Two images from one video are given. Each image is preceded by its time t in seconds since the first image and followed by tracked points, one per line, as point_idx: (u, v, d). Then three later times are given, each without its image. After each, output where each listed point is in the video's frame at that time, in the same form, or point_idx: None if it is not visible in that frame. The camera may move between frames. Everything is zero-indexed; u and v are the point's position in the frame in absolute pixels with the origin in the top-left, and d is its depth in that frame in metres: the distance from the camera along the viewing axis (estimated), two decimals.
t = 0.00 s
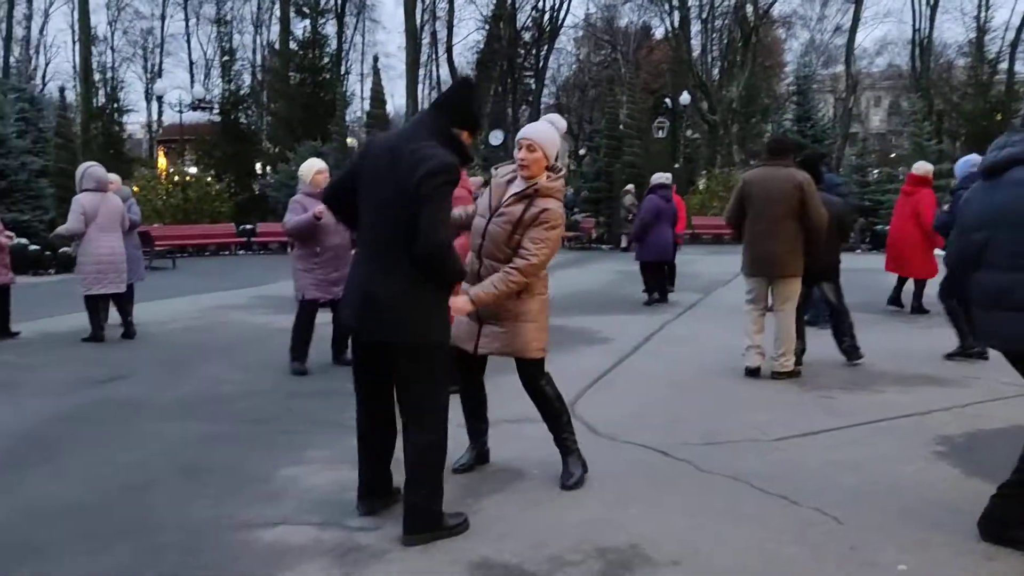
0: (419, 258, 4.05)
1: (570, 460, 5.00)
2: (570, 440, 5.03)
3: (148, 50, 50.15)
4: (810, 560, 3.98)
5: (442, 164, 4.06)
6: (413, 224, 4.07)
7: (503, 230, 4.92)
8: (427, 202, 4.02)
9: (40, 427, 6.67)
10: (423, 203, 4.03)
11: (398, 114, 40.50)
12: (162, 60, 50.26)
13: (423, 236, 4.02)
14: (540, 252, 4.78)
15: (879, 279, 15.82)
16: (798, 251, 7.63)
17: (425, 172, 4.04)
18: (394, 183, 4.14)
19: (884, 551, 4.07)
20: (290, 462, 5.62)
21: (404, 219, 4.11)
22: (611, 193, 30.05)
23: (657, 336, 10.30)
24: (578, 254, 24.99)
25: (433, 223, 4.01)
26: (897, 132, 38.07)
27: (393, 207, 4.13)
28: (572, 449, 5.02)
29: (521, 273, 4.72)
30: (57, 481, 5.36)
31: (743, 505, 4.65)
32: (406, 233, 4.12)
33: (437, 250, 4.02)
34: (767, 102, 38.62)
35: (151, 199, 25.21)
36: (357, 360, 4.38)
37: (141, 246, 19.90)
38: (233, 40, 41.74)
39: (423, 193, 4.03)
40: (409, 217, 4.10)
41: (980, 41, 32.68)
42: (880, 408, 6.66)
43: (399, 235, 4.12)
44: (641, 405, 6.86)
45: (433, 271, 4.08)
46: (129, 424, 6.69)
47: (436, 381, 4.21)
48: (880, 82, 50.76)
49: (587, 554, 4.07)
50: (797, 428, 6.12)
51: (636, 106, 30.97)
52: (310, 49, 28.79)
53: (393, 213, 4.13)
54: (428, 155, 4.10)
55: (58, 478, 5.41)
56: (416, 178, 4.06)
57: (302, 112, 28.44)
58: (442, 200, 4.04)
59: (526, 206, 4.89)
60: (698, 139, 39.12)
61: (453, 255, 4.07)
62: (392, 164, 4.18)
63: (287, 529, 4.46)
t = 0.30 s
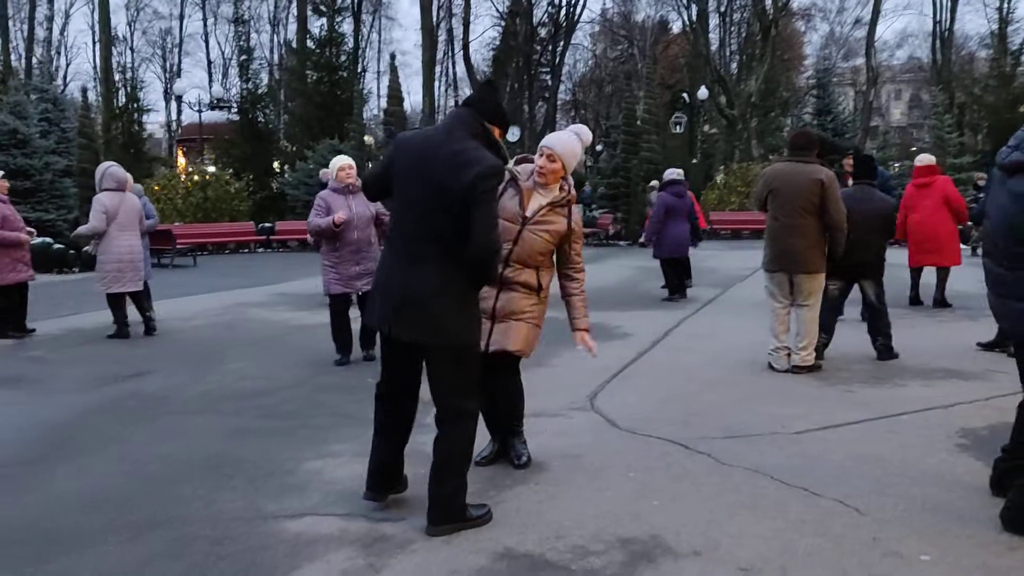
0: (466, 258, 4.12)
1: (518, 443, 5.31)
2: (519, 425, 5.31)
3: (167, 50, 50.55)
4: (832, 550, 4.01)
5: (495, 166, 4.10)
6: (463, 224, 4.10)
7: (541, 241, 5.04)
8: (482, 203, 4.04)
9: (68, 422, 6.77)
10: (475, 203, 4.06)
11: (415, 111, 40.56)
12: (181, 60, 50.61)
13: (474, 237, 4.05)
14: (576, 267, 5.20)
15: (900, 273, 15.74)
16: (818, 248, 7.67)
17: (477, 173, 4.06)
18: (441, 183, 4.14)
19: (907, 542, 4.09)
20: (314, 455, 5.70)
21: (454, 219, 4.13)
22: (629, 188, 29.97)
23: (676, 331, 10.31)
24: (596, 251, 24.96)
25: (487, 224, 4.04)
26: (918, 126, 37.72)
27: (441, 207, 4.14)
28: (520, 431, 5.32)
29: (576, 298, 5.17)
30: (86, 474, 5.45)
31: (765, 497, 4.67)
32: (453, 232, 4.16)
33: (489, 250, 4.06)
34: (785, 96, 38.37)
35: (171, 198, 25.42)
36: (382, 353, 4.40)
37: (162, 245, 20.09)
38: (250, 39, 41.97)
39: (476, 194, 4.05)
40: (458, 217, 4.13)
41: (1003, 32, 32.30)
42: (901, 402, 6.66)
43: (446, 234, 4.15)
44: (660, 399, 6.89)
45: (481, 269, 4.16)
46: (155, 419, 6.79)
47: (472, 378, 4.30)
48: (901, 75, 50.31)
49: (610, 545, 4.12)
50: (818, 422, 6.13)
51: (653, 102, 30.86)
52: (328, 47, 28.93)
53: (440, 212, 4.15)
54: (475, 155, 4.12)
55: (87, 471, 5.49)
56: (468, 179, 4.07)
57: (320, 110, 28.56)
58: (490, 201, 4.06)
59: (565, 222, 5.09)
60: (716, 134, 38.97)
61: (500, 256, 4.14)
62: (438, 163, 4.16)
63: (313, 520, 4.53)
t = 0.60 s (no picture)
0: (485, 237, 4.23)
1: (593, 444, 5.08)
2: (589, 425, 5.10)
3: (183, 48, 50.89)
4: (846, 547, 4.02)
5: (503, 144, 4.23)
6: (480, 207, 4.19)
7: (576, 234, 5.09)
8: (493, 179, 4.17)
9: (86, 417, 6.86)
10: (485, 181, 4.17)
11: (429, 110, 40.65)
12: (197, 58, 50.92)
13: (490, 215, 4.16)
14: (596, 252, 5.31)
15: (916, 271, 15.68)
16: (830, 241, 7.70)
17: (487, 156, 4.17)
18: (452, 169, 4.19)
19: (921, 539, 4.09)
20: (330, 451, 5.75)
21: (468, 202, 4.21)
22: (642, 186, 29.93)
23: (690, 329, 10.30)
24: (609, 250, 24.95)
25: (500, 201, 4.17)
26: (934, 124, 37.48)
27: (454, 193, 4.20)
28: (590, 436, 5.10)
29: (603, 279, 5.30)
30: (105, 468, 5.52)
31: (780, 493, 4.68)
32: (466, 218, 4.22)
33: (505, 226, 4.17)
34: (800, 94, 38.21)
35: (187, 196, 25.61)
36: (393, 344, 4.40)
37: (178, 242, 20.24)
38: (266, 38, 42.19)
39: (486, 172, 4.17)
40: (469, 201, 4.22)
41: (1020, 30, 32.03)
42: (917, 400, 6.64)
43: (459, 220, 4.21)
44: (674, 396, 6.90)
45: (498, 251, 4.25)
46: (172, 415, 6.86)
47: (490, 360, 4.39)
48: (917, 72, 49.99)
49: (625, 540, 4.14)
50: (833, 419, 6.13)
51: (667, 100, 30.81)
52: (344, 45, 29.09)
53: (452, 198, 4.20)
54: (480, 135, 4.23)
55: (106, 466, 5.56)
56: (478, 160, 4.17)
57: (335, 109, 28.67)
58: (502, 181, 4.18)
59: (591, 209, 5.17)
60: (731, 133, 38.85)
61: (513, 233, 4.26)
62: (446, 149, 4.20)
63: (330, 515, 4.57)
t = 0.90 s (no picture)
0: (468, 237, 4.20)
1: (632, 456, 4.96)
2: (639, 434, 4.99)
3: (198, 47, 51.18)
4: (861, 548, 3.97)
5: (479, 144, 4.22)
6: (461, 210, 4.17)
7: (622, 211, 4.90)
8: (472, 179, 4.17)
9: (100, 415, 6.90)
10: (464, 180, 4.17)
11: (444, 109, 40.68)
12: (212, 57, 51.20)
13: (473, 215, 4.15)
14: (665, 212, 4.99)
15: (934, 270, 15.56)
16: (835, 243, 7.69)
17: (460, 155, 4.17)
18: (433, 177, 4.18)
19: (938, 539, 4.05)
20: (345, 449, 5.77)
21: (451, 207, 4.20)
22: (657, 186, 29.84)
23: (706, 329, 10.25)
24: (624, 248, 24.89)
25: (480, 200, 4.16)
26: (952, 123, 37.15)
27: (437, 200, 4.20)
28: (639, 442, 4.98)
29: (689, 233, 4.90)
30: (118, 466, 5.56)
31: (795, 493, 4.66)
32: (450, 222, 4.21)
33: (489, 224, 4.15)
34: (817, 93, 37.99)
35: (204, 194, 25.73)
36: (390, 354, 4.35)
37: (194, 241, 20.36)
38: (282, 37, 42.36)
39: (465, 173, 4.17)
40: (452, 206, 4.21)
41: None
42: (936, 400, 6.58)
43: (444, 225, 4.20)
44: (689, 396, 6.88)
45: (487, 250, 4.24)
46: (187, 413, 6.90)
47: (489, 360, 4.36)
48: (935, 72, 49.56)
49: (639, 540, 4.13)
50: (850, 419, 6.09)
51: (683, 99, 30.69)
52: (359, 44, 29.17)
53: (435, 206, 4.20)
54: (454, 138, 4.22)
55: (119, 464, 5.60)
56: (456, 164, 4.17)
57: (350, 108, 28.69)
58: (478, 178, 4.18)
59: (631, 184, 4.98)
60: (747, 132, 38.66)
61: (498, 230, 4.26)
62: (424, 158, 4.19)
63: (343, 514, 4.58)
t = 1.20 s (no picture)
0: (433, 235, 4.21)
1: (643, 459, 4.89)
2: (652, 439, 4.91)
3: (217, 48, 51.49)
4: (877, 554, 3.92)
5: (444, 141, 4.23)
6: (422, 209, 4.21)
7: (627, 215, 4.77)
8: (432, 177, 4.18)
9: (115, 414, 6.92)
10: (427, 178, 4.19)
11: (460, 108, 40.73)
12: (231, 57, 51.50)
13: (432, 213, 4.16)
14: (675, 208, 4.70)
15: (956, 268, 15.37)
16: (841, 243, 7.67)
17: (426, 154, 4.20)
18: (403, 179, 4.29)
19: (956, 545, 3.99)
20: (358, 449, 5.76)
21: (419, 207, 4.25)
22: (673, 185, 29.73)
23: (721, 328, 10.18)
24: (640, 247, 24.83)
25: (439, 196, 4.14)
26: (972, 122, 36.81)
27: (408, 202, 4.28)
28: (650, 447, 4.90)
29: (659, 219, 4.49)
30: (133, 465, 5.57)
31: (811, 496, 4.61)
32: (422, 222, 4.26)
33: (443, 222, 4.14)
34: (835, 91, 37.75)
35: (221, 193, 25.85)
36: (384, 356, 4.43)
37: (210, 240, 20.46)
38: (299, 36, 42.55)
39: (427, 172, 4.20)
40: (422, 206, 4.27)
41: None
42: (955, 402, 6.50)
43: (416, 225, 4.26)
44: (702, 396, 6.84)
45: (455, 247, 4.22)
46: (202, 412, 6.92)
47: (469, 360, 4.35)
48: (955, 70, 49.13)
49: (652, 543, 4.09)
50: (867, 421, 6.02)
51: (700, 97, 30.57)
52: (376, 43, 29.22)
53: (407, 206, 4.29)
54: (424, 138, 4.28)
55: (134, 463, 5.61)
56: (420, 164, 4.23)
57: (367, 107, 28.75)
58: (439, 175, 4.17)
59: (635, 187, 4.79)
60: (764, 131, 38.47)
61: (465, 225, 4.19)
62: (398, 159, 4.32)
63: (355, 514, 4.57)
